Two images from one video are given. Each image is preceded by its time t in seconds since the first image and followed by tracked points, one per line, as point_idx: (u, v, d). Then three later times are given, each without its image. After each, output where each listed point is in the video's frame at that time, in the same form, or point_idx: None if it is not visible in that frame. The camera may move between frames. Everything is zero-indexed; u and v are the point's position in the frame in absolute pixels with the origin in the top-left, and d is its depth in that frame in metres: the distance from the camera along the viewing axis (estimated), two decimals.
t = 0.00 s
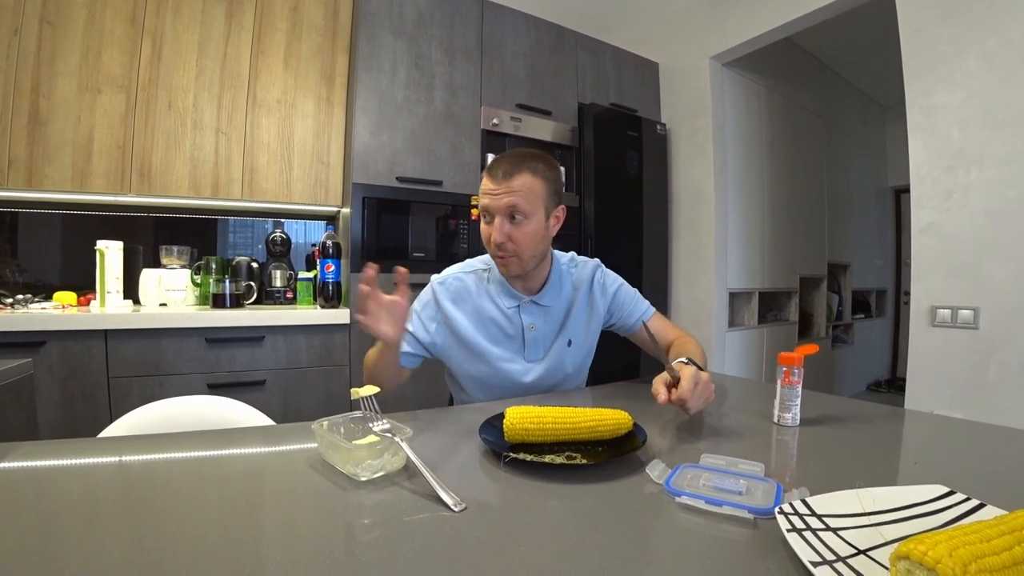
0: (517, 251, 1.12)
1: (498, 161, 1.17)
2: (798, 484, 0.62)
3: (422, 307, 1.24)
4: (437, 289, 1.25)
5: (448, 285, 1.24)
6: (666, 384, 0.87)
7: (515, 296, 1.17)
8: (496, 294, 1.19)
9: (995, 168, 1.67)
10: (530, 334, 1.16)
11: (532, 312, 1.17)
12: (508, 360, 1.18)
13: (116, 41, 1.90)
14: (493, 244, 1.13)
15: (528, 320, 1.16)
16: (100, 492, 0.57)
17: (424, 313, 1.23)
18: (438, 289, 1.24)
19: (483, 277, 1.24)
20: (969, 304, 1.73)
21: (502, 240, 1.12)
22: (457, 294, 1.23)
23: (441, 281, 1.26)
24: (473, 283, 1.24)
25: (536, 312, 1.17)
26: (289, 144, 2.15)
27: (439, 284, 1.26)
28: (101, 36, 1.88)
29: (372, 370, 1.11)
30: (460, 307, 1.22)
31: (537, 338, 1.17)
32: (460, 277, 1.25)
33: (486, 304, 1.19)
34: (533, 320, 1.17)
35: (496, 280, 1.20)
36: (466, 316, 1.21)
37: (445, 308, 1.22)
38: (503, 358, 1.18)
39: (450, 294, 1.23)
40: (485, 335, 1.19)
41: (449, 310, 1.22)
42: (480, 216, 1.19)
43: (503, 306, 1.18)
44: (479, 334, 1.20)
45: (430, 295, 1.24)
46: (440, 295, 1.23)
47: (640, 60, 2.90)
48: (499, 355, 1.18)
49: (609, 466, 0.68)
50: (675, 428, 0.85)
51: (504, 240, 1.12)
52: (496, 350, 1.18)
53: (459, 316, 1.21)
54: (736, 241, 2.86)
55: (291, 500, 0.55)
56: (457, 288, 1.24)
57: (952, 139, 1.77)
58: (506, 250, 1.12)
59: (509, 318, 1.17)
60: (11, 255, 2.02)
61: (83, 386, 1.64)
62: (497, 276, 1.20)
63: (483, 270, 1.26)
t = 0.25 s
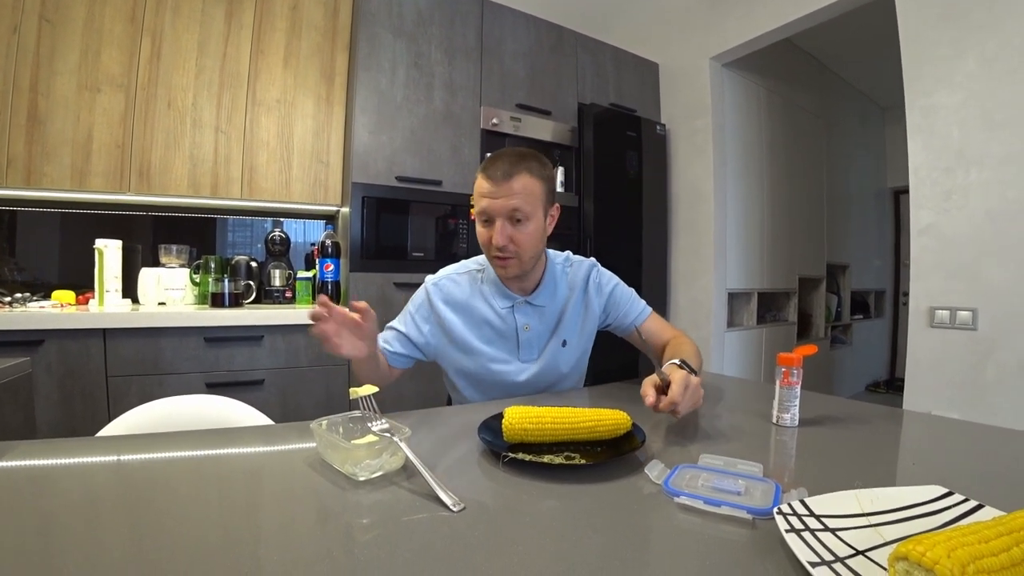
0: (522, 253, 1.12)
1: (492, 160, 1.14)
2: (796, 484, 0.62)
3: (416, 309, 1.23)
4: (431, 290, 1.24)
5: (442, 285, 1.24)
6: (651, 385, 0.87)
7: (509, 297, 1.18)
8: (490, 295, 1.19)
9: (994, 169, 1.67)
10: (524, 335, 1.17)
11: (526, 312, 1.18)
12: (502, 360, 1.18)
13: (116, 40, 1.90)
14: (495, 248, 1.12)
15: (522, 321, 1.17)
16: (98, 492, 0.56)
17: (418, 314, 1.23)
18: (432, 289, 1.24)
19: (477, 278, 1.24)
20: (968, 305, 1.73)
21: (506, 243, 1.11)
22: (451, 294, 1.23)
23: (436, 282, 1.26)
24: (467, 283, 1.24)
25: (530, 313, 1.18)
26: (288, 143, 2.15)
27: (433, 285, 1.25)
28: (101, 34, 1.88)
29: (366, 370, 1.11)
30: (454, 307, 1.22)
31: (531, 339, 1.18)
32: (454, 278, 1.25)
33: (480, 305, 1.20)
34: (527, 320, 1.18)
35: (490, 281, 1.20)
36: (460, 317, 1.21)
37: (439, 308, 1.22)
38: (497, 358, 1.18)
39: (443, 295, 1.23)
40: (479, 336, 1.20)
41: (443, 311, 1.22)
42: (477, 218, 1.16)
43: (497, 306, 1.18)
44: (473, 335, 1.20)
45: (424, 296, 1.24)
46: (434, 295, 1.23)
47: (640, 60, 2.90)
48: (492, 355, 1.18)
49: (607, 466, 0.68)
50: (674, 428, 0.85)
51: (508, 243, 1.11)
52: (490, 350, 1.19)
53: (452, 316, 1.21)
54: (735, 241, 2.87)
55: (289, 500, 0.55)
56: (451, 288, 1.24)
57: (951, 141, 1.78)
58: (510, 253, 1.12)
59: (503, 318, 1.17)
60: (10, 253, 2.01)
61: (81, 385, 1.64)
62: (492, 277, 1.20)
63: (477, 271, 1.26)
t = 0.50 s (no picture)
0: (541, 249, 1.13)
1: (510, 153, 1.11)
2: (792, 479, 0.63)
3: (419, 304, 1.22)
4: (433, 286, 1.23)
5: (445, 281, 1.23)
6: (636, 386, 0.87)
7: (511, 292, 1.18)
8: (492, 291, 1.20)
9: (989, 166, 1.68)
10: (527, 330, 1.17)
11: (528, 308, 1.18)
12: (504, 356, 1.18)
13: (110, 37, 1.89)
14: (517, 243, 1.10)
15: (525, 316, 1.17)
16: (94, 491, 0.56)
17: (421, 310, 1.21)
18: (435, 285, 1.23)
19: (479, 274, 1.24)
20: (963, 301, 1.74)
21: (529, 239, 1.10)
22: (454, 290, 1.22)
23: (438, 278, 1.24)
24: (469, 279, 1.23)
25: (532, 308, 1.19)
26: (284, 141, 2.14)
27: (435, 281, 1.24)
28: (95, 32, 1.87)
29: (367, 367, 1.09)
30: (456, 303, 1.21)
31: (533, 334, 1.18)
32: (456, 274, 1.24)
33: (483, 300, 1.19)
34: (529, 316, 1.18)
35: (492, 277, 1.20)
36: (463, 313, 1.20)
37: (442, 304, 1.21)
38: (500, 354, 1.17)
39: (446, 291, 1.22)
40: (481, 331, 1.19)
41: (446, 307, 1.21)
42: (495, 211, 1.12)
43: (500, 302, 1.18)
44: (476, 331, 1.19)
45: (427, 292, 1.22)
46: (437, 291, 1.22)
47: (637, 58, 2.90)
48: (495, 351, 1.18)
49: (604, 462, 0.68)
50: (670, 423, 0.85)
51: (531, 239, 1.10)
52: (492, 346, 1.18)
53: (455, 312, 1.20)
54: (731, 239, 2.87)
55: (286, 498, 0.55)
56: (453, 284, 1.23)
57: (947, 137, 1.78)
58: (531, 249, 1.12)
59: (506, 314, 1.18)
60: (4, 253, 2.00)
61: (77, 384, 1.63)
62: (495, 273, 1.20)
63: (479, 267, 1.25)
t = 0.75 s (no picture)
0: (558, 245, 1.14)
1: (532, 149, 1.13)
2: (791, 479, 0.63)
3: (426, 297, 1.20)
4: (442, 280, 1.22)
5: (453, 275, 1.22)
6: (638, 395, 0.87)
7: (519, 288, 1.19)
8: (500, 287, 1.20)
9: (987, 166, 1.68)
10: (532, 327, 1.18)
11: (534, 305, 1.19)
12: (510, 352, 1.18)
13: (109, 37, 1.89)
14: (537, 236, 1.11)
15: (531, 313, 1.18)
16: (94, 492, 0.56)
17: (430, 303, 1.19)
18: (443, 279, 1.22)
19: (486, 269, 1.24)
20: (961, 301, 1.75)
21: (549, 233, 1.11)
22: (461, 285, 1.21)
23: (446, 272, 1.23)
24: (476, 274, 1.23)
25: (538, 306, 1.19)
26: (283, 141, 2.14)
27: (443, 275, 1.23)
28: (93, 32, 1.87)
29: (373, 360, 1.08)
30: (464, 298, 1.20)
31: (539, 332, 1.19)
32: (464, 268, 1.23)
33: (490, 296, 1.19)
34: (535, 313, 1.18)
35: (500, 273, 1.21)
36: (471, 308, 1.20)
37: (449, 298, 1.20)
38: (505, 350, 1.18)
39: (455, 285, 1.21)
40: (487, 327, 1.19)
41: (454, 301, 1.20)
42: (515, 204, 1.13)
43: (507, 298, 1.18)
44: (483, 326, 1.19)
45: (436, 286, 1.21)
46: (445, 284, 1.21)
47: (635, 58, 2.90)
48: (501, 347, 1.18)
49: (604, 462, 0.68)
50: (669, 424, 0.85)
51: (550, 233, 1.12)
52: (498, 342, 1.18)
53: (462, 307, 1.20)
54: (730, 239, 2.88)
55: (286, 498, 0.55)
56: (461, 279, 1.22)
57: (945, 138, 1.78)
58: (550, 243, 1.13)
59: (513, 310, 1.18)
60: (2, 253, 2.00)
61: (76, 385, 1.63)
62: (502, 269, 1.21)
63: (486, 262, 1.25)
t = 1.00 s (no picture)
0: (561, 243, 1.15)
1: (538, 148, 1.14)
2: (789, 480, 0.63)
3: (430, 294, 1.20)
4: (445, 276, 1.22)
5: (456, 272, 1.22)
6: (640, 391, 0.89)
7: (521, 286, 1.19)
8: (502, 285, 1.20)
9: (985, 168, 1.69)
10: (534, 325, 1.17)
11: (536, 303, 1.19)
12: (511, 349, 1.18)
13: (108, 34, 1.88)
14: (541, 233, 1.11)
15: (533, 311, 1.18)
16: (92, 489, 0.56)
17: (433, 299, 1.20)
18: (446, 276, 1.22)
19: (489, 267, 1.24)
20: (959, 303, 1.75)
21: (553, 230, 1.12)
22: (464, 281, 1.21)
23: (449, 269, 1.23)
24: (479, 272, 1.23)
25: (540, 304, 1.19)
26: (281, 139, 2.14)
27: (446, 271, 1.23)
28: (91, 28, 1.86)
29: (376, 356, 1.08)
30: (466, 295, 1.20)
31: (540, 330, 1.19)
32: (467, 265, 1.24)
33: (493, 293, 1.19)
34: (537, 311, 1.18)
35: (502, 270, 1.21)
36: (473, 305, 1.20)
37: (452, 295, 1.20)
38: (506, 348, 1.17)
39: (458, 282, 1.21)
40: (489, 324, 1.19)
41: (457, 298, 1.20)
42: (519, 201, 1.13)
43: (509, 295, 1.18)
44: (484, 323, 1.19)
45: (439, 282, 1.21)
46: (448, 281, 1.21)
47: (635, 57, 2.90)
48: (502, 344, 1.17)
49: (602, 462, 0.68)
50: (667, 423, 0.85)
51: (554, 230, 1.12)
52: (500, 339, 1.18)
53: (465, 304, 1.20)
54: (729, 239, 2.88)
55: (283, 497, 0.55)
56: (464, 276, 1.23)
57: (943, 139, 1.79)
58: (553, 240, 1.13)
59: (514, 308, 1.18)
60: None
61: (74, 382, 1.62)
62: (504, 266, 1.21)
63: (488, 260, 1.26)
